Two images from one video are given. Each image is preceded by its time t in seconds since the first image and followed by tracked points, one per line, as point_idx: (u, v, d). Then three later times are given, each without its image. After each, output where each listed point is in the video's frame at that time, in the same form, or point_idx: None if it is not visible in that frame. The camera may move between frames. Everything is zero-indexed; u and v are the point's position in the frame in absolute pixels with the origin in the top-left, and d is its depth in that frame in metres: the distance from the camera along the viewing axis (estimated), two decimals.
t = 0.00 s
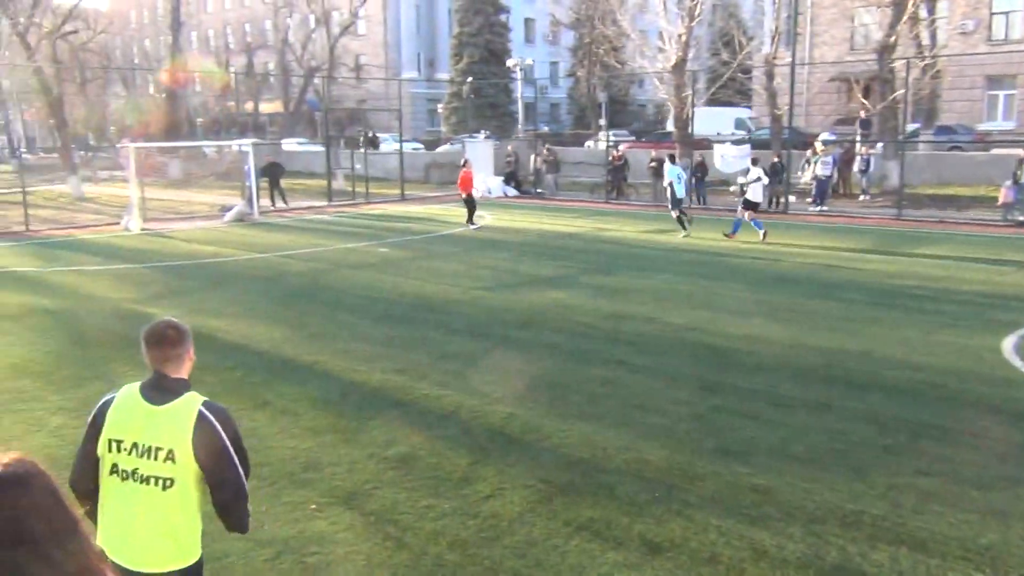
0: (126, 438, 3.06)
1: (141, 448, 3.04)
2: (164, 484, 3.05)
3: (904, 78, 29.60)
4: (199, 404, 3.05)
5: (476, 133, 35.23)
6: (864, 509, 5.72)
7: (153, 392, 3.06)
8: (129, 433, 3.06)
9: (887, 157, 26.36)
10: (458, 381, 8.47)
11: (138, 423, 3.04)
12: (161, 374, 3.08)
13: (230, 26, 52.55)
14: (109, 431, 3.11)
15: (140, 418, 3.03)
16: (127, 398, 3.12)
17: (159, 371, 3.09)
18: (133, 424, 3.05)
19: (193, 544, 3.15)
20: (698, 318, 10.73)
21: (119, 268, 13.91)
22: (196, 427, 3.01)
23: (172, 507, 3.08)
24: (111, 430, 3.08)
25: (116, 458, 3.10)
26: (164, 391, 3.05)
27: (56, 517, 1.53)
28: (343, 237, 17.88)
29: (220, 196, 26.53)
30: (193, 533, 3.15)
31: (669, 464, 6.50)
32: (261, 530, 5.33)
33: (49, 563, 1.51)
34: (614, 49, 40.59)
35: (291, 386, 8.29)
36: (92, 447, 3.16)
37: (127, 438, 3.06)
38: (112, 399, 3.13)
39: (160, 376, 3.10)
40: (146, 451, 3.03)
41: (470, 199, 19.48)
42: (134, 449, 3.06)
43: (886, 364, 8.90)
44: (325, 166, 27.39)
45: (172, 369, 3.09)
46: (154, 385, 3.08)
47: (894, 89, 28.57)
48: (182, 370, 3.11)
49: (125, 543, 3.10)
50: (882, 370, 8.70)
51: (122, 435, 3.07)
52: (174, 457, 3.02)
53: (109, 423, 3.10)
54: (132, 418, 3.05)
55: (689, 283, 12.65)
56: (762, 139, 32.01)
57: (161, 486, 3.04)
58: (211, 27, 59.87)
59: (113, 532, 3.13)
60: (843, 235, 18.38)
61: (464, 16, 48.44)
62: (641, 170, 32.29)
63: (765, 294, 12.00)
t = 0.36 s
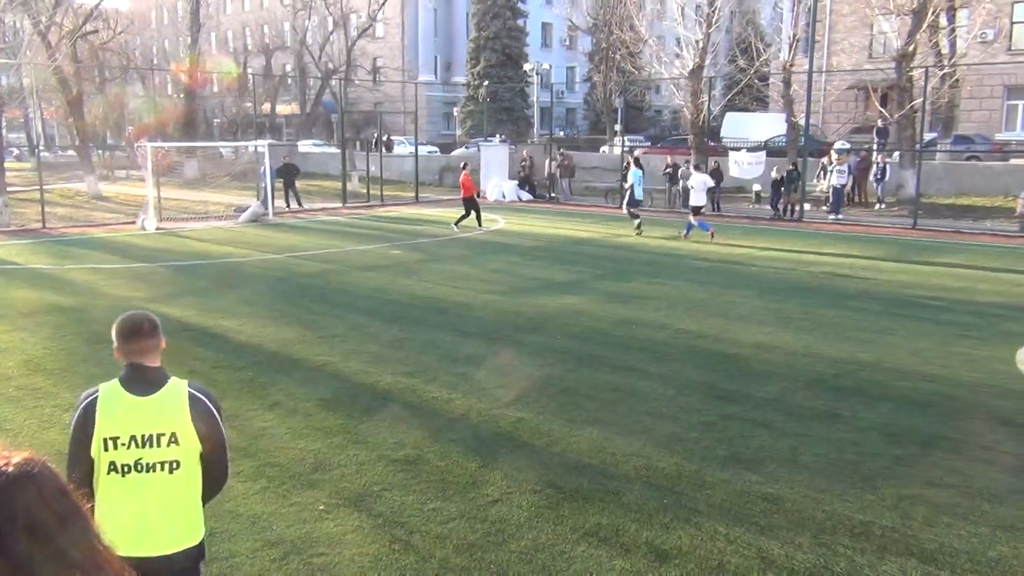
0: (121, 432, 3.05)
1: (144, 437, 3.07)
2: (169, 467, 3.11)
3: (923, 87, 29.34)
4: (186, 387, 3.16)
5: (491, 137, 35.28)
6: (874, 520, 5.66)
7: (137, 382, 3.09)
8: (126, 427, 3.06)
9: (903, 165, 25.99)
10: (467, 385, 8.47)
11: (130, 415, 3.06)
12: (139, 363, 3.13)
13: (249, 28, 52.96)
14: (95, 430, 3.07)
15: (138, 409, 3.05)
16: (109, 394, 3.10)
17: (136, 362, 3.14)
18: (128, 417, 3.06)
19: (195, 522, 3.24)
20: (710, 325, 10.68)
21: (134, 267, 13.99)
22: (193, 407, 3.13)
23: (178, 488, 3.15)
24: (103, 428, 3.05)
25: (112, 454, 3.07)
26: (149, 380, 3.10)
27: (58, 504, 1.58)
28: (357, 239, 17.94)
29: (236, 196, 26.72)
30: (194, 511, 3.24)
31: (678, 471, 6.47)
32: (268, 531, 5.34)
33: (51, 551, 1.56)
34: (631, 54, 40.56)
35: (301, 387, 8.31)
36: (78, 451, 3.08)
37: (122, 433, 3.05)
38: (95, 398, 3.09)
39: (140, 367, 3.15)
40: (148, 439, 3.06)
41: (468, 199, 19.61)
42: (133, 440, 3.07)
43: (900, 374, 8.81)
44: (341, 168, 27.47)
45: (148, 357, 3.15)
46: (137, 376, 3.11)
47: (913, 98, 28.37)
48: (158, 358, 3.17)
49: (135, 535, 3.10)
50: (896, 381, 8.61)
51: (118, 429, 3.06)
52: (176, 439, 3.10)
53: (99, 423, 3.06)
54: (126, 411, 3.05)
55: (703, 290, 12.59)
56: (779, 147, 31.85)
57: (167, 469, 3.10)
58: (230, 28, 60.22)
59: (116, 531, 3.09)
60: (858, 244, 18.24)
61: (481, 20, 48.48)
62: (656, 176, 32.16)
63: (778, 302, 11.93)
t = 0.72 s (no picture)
0: (120, 430, 3.21)
1: (141, 428, 3.32)
2: (150, 451, 3.40)
3: (906, 97, 29.60)
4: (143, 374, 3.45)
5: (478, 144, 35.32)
6: (856, 527, 5.69)
7: (120, 380, 3.27)
8: (125, 422, 3.23)
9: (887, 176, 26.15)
10: (453, 391, 8.45)
11: (125, 410, 3.23)
12: (105, 364, 3.28)
13: (235, 31, 52.80)
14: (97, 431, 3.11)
15: (136, 404, 3.27)
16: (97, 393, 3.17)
17: (101, 363, 3.28)
18: (127, 413, 3.24)
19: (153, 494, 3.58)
20: (695, 332, 10.71)
21: (117, 271, 13.88)
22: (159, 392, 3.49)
23: (156, 469, 3.46)
24: (106, 426, 3.14)
25: (116, 448, 3.20)
26: (124, 375, 3.30)
27: (32, 509, 1.68)
28: (342, 244, 17.89)
29: (221, 201, 26.58)
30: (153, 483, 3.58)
31: (662, 477, 6.48)
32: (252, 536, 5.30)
33: (25, 557, 1.65)
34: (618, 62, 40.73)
35: (285, 392, 8.25)
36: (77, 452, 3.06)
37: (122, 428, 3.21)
38: (95, 400, 3.13)
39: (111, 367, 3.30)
40: (141, 427, 3.32)
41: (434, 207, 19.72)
42: (131, 433, 3.28)
43: (882, 382, 8.87)
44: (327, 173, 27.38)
45: (106, 357, 3.32)
46: (116, 374, 3.28)
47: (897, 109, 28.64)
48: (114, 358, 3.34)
49: (131, 519, 3.31)
50: (878, 389, 8.67)
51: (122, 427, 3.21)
52: (156, 421, 3.42)
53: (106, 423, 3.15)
54: (124, 407, 3.22)
55: (687, 297, 12.64)
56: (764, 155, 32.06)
57: (153, 451, 3.42)
58: (216, 32, 60.03)
59: (119, 521, 3.26)
60: (841, 253, 18.37)
61: (468, 26, 48.58)
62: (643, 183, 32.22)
63: (763, 310, 11.98)
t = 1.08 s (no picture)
0: (130, 421, 3.34)
1: (141, 418, 3.46)
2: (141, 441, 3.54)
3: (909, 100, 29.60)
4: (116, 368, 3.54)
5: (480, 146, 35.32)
6: (859, 530, 5.68)
7: (114, 375, 3.36)
8: (132, 413, 3.36)
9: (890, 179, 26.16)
10: (455, 394, 8.44)
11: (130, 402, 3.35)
12: (98, 362, 3.35)
13: (238, 34, 52.85)
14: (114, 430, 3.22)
15: (138, 396, 3.40)
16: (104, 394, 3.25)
17: (91, 364, 3.33)
18: (132, 405, 3.36)
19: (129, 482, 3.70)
20: (697, 335, 10.70)
21: (121, 274, 13.90)
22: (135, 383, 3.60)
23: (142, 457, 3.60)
24: (126, 417, 3.29)
25: (129, 439, 3.34)
26: (117, 370, 3.41)
27: (29, 509, 1.74)
28: (344, 247, 17.90)
29: (224, 204, 26.58)
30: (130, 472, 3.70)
31: (665, 481, 6.47)
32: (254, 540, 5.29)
33: (22, 559, 1.72)
34: (620, 65, 40.74)
35: (288, 395, 8.26)
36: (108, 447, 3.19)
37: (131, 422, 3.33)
38: (111, 400, 3.22)
39: (105, 368, 3.36)
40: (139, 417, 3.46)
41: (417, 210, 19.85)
42: (134, 424, 3.41)
43: (885, 386, 8.86)
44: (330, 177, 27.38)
45: (95, 357, 3.37)
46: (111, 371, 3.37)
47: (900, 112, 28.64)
48: (101, 356, 3.40)
49: (141, 501, 3.50)
50: (881, 392, 8.66)
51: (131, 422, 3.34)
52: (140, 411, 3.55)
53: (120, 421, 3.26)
54: (130, 399, 3.35)
55: (690, 301, 12.64)
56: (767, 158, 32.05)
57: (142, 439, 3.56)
58: (219, 36, 60.09)
59: (137, 506, 3.45)
60: (844, 255, 18.36)
61: (471, 29, 48.58)
62: (646, 186, 32.21)
63: (766, 313, 11.97)
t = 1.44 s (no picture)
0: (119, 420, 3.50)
1: (128, 420, 3.62)
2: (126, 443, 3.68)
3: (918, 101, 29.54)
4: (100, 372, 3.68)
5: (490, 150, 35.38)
6: (872, 535, 5.66)
7: (104, 377, 3.51)
8: (121, 414, 3.51)
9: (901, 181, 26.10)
10: (466, 398, 8.44)
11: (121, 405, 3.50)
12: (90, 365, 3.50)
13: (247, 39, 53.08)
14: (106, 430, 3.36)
15: (125, 398, 3.55)
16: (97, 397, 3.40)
17: (82, 367, 3.47)
18: (119, 408, 3.51)
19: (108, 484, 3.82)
20: (708, 339, 10.68)
21: (132, 279, 13.95)
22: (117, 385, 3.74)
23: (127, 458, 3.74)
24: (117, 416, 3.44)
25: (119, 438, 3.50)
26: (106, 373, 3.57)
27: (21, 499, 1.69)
28: (354, 251, 17.93)
29: (235, 208, 26.70)
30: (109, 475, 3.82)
31: (677, 485, 6.46)
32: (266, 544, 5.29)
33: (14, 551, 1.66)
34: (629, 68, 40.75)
35: (299, 399, 8.28)
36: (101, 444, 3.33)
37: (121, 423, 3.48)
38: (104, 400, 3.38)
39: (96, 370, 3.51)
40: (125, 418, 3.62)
41: (406, 211, 19.82)
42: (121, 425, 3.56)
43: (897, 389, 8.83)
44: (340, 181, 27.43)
45: (86, 359, 3.52)
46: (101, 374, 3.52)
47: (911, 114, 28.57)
48: (91, 360, 3.54)
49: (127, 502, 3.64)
50: (893, 396, 8.63)
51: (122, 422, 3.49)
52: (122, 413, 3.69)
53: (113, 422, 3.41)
54: (119, 400, 3.51)
55: (700, 304, 12.61)
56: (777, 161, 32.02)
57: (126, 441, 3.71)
58: (229, 41, 60.32)
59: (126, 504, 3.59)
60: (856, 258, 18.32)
61: (480, 33, 48.67)
62: (656, 190, 32.18)
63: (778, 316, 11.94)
